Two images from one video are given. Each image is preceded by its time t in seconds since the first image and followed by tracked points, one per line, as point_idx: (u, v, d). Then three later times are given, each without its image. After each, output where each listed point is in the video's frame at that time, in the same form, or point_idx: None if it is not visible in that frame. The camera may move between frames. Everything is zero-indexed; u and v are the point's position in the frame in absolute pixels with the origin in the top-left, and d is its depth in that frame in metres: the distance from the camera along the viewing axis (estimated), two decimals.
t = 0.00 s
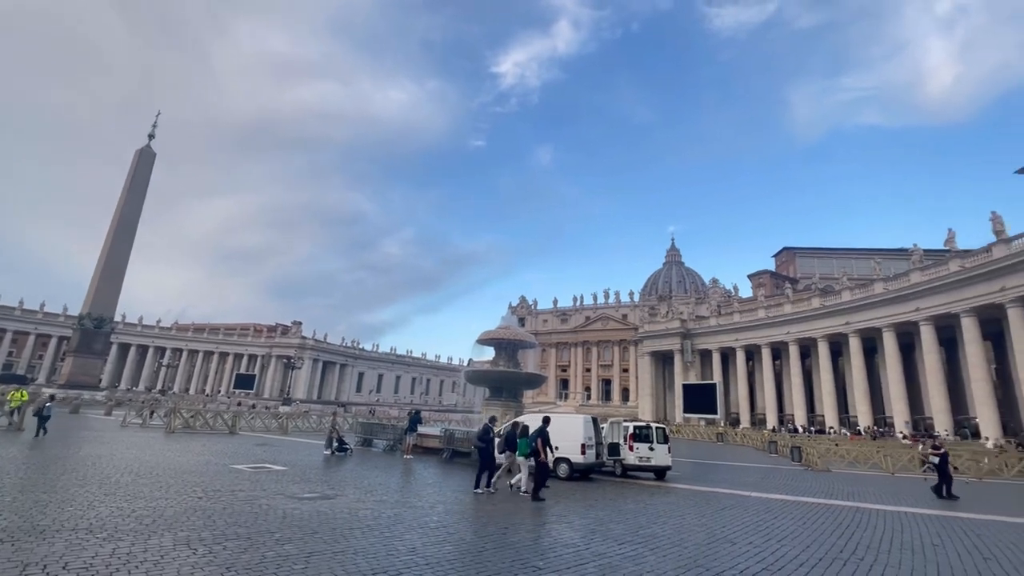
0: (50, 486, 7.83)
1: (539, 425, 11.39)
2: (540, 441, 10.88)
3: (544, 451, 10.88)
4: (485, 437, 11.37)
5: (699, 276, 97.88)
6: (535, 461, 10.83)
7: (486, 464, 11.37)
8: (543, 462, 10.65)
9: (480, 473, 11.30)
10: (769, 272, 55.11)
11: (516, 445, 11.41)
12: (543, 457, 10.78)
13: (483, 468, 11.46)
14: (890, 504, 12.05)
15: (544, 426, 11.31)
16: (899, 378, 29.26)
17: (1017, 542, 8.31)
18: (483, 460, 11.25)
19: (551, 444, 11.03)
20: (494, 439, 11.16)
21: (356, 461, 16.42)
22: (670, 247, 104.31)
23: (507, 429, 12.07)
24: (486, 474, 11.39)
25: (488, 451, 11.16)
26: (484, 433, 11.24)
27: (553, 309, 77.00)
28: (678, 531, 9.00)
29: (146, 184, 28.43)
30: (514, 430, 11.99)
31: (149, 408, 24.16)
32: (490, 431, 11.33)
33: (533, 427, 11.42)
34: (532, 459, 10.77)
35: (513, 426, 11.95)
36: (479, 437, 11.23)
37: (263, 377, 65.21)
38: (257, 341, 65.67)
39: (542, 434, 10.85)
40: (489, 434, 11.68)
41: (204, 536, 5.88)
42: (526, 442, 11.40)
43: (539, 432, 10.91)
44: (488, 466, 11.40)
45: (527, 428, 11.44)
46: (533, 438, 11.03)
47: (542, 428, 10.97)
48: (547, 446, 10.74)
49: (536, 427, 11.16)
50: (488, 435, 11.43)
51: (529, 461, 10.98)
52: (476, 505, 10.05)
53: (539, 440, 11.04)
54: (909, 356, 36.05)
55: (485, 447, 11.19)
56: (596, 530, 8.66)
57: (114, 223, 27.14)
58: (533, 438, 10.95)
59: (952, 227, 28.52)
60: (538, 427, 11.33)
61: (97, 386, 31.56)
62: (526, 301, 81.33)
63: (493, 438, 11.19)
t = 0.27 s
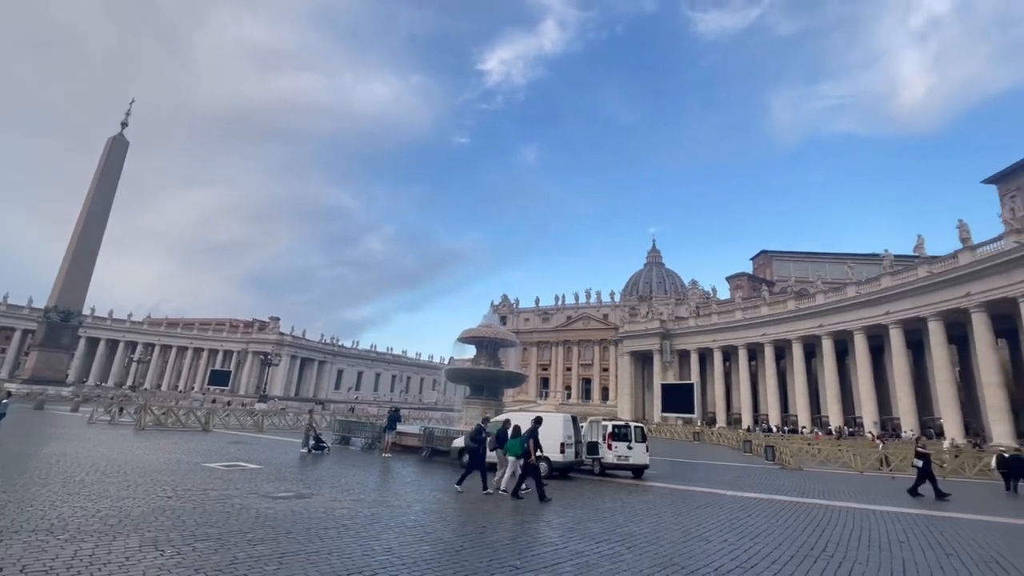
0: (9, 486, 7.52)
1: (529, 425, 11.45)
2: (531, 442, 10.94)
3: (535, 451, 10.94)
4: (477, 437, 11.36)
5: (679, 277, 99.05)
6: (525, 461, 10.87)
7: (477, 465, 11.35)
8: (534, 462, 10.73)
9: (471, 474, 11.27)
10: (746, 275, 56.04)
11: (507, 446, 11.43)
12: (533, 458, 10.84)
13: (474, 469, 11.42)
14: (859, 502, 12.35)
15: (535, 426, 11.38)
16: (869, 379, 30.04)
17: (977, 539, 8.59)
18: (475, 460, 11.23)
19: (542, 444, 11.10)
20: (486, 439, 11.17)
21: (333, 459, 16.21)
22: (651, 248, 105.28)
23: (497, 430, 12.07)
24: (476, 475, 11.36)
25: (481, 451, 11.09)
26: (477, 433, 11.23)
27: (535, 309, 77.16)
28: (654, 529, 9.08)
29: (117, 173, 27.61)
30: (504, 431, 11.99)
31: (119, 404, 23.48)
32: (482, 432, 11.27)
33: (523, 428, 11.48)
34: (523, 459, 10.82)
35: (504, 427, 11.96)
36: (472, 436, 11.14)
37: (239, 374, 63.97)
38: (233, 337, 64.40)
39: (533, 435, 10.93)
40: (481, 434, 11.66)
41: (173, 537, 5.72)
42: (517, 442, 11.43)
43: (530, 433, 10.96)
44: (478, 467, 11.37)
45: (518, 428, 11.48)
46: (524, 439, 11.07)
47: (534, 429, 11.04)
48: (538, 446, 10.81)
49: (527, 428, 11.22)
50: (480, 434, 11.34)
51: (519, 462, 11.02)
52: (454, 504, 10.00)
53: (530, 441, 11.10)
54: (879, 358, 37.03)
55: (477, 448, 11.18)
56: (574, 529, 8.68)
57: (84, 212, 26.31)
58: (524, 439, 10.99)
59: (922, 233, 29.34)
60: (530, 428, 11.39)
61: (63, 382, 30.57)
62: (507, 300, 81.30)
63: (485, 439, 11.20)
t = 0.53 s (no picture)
0: None
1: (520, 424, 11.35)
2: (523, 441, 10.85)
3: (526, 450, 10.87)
4: (468, 436, 11.23)
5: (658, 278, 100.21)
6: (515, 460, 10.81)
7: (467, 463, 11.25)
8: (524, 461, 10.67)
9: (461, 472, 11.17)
10: (723, 277, 56.97)
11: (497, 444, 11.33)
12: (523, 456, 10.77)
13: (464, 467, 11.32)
14: (828, 500, 12.66)
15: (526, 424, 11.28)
16: (838, 380, 30.84)
17: (938, 535, 8.90)
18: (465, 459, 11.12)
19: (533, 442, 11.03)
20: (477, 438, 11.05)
21: (308, 458, 15.93)
22: (631, 249, 106.39)
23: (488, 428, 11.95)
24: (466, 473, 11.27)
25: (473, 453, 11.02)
26: (468, 431, 11.09)
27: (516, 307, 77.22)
28: (630, 527, 9.15)
29: (85, 161, 26.67)
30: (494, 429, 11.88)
31: (84, 400, 22.72)
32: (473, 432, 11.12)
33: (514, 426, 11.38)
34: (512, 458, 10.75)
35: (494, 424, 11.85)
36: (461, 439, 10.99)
37: (211, 370, 62.55)
38: (206, 332, 62.93)
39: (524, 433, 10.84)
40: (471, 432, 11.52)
41: (137, 538, 5.53)
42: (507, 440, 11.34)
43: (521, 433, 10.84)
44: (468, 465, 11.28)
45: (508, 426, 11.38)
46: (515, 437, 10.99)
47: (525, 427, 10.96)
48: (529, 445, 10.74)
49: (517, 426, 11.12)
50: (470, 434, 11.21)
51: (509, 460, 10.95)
52: (431, 503, 9.91)
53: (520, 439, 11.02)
54: (849, 359, 38.03)
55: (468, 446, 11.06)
56: (550, 527, 8.69)
57: (49, 201, 25.36)
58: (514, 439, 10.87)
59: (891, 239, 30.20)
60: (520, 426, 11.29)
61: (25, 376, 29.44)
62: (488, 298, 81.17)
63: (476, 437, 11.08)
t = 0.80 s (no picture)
0: None
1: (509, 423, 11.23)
2: (513, 440, 10.75)
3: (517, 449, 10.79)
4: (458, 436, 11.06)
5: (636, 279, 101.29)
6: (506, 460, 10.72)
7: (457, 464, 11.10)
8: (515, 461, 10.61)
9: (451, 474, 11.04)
10: (700, 278, 57.85)
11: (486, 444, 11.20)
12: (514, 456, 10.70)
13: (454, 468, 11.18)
14: (797, 497, 12.95)
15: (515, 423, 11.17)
16: (807, 380, 31.63)
17: (901, 530, 9.16)
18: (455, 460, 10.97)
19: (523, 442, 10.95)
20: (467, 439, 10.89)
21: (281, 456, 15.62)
22: (610, 250, 107.30)
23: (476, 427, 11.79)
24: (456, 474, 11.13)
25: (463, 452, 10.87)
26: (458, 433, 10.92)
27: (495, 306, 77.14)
28: (605, 524, 9.21)
29: (49, 147, 25.66)
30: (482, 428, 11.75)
31: (45, 396, 21.89)
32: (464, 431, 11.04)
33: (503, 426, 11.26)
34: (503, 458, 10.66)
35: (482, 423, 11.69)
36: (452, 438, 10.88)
37: (181, 365, 60.97)
38: (176, 327, 61.29)
39: (514, 433, 10.74)
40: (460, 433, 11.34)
41: (99, 540, 5.33)
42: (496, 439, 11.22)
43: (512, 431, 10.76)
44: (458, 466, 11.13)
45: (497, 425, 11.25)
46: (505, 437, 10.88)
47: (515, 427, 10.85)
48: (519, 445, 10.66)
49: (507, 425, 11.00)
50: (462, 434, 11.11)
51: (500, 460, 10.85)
52: (406, 501, 9.80)
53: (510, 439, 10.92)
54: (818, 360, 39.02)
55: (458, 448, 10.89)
56: (526, 525, 8.68)
57: (9, 188, 24.31)
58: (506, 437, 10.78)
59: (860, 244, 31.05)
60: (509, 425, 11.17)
61: None
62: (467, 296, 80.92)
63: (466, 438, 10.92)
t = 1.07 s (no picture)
0: None
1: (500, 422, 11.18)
2: (503, 438, 10.75)
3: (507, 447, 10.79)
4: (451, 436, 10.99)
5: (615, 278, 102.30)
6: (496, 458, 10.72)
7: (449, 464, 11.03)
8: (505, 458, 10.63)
9: (443, 473, 10.98)
10: (676, 279, 58.65)
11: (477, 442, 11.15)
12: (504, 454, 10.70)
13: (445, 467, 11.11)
14: (768, 493, 13.21)
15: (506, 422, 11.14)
16: (778, 380, 32.35)
17: (866, 526, 9.40)
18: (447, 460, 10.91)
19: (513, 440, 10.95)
20: (459, 439, 10.84)
21: (252, 454, 15.26)
22: (589, 250, 108.13)
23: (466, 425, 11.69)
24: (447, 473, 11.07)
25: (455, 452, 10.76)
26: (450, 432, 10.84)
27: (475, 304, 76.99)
28: (580, 522, 9.23)
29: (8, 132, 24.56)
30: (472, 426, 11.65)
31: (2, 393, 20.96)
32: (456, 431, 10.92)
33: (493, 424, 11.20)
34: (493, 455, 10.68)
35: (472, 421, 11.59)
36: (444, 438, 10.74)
37: (149, 361, 59.23)
38: (144, 321, 59.50)
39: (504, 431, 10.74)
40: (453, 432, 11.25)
41: (56, 543, 5.09)
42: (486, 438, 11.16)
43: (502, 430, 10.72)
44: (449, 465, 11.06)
45: (487, 423, 11.21)
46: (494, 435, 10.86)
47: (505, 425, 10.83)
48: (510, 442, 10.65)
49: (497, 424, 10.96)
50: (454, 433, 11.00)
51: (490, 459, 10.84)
52: (381, 500, 9.67)
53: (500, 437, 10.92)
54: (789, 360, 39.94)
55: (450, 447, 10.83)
56: (503, 523, 8.63)
57: None
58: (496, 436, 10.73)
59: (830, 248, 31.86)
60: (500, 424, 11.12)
61: None
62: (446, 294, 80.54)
63: (458, 438, 10.86)
